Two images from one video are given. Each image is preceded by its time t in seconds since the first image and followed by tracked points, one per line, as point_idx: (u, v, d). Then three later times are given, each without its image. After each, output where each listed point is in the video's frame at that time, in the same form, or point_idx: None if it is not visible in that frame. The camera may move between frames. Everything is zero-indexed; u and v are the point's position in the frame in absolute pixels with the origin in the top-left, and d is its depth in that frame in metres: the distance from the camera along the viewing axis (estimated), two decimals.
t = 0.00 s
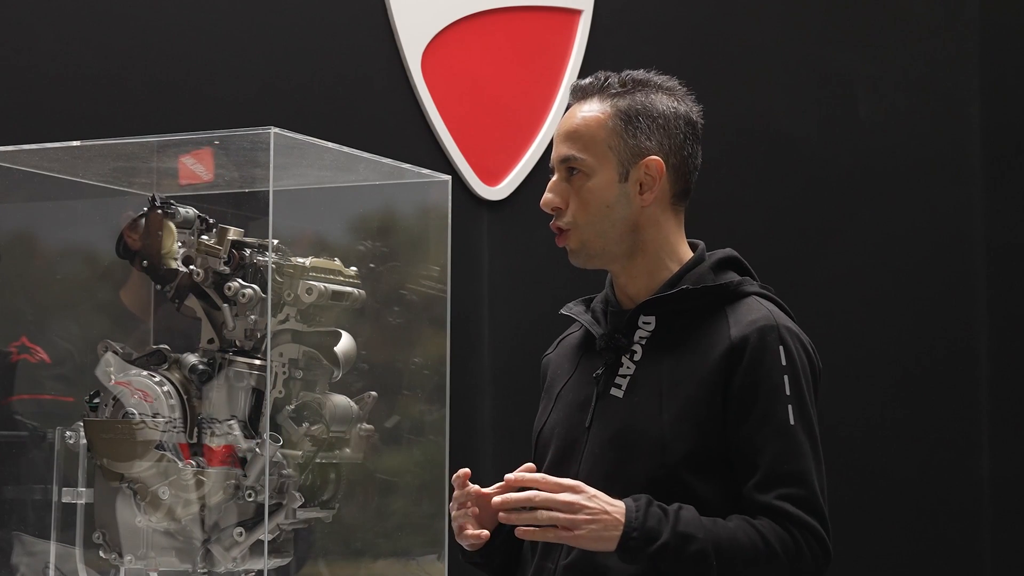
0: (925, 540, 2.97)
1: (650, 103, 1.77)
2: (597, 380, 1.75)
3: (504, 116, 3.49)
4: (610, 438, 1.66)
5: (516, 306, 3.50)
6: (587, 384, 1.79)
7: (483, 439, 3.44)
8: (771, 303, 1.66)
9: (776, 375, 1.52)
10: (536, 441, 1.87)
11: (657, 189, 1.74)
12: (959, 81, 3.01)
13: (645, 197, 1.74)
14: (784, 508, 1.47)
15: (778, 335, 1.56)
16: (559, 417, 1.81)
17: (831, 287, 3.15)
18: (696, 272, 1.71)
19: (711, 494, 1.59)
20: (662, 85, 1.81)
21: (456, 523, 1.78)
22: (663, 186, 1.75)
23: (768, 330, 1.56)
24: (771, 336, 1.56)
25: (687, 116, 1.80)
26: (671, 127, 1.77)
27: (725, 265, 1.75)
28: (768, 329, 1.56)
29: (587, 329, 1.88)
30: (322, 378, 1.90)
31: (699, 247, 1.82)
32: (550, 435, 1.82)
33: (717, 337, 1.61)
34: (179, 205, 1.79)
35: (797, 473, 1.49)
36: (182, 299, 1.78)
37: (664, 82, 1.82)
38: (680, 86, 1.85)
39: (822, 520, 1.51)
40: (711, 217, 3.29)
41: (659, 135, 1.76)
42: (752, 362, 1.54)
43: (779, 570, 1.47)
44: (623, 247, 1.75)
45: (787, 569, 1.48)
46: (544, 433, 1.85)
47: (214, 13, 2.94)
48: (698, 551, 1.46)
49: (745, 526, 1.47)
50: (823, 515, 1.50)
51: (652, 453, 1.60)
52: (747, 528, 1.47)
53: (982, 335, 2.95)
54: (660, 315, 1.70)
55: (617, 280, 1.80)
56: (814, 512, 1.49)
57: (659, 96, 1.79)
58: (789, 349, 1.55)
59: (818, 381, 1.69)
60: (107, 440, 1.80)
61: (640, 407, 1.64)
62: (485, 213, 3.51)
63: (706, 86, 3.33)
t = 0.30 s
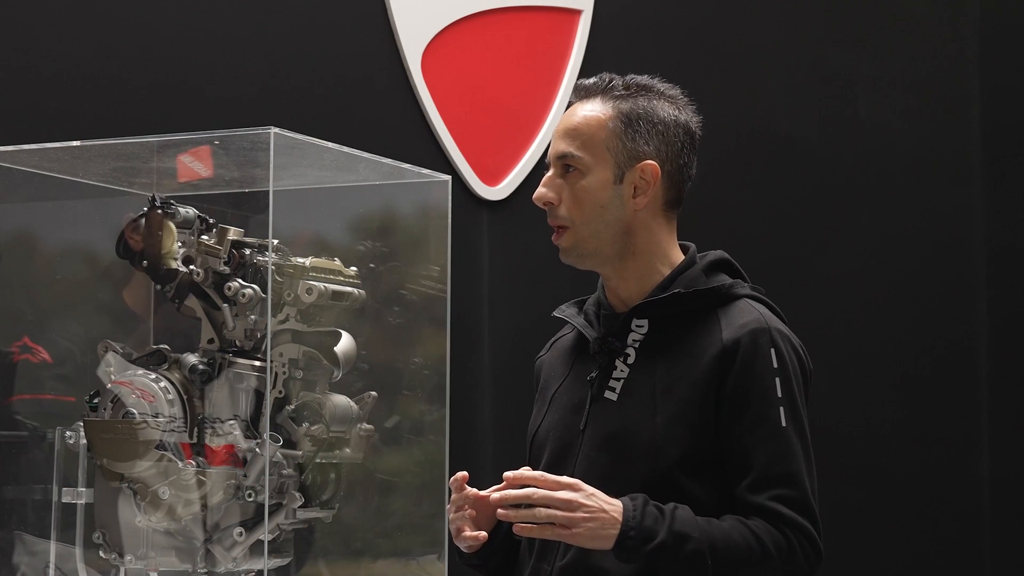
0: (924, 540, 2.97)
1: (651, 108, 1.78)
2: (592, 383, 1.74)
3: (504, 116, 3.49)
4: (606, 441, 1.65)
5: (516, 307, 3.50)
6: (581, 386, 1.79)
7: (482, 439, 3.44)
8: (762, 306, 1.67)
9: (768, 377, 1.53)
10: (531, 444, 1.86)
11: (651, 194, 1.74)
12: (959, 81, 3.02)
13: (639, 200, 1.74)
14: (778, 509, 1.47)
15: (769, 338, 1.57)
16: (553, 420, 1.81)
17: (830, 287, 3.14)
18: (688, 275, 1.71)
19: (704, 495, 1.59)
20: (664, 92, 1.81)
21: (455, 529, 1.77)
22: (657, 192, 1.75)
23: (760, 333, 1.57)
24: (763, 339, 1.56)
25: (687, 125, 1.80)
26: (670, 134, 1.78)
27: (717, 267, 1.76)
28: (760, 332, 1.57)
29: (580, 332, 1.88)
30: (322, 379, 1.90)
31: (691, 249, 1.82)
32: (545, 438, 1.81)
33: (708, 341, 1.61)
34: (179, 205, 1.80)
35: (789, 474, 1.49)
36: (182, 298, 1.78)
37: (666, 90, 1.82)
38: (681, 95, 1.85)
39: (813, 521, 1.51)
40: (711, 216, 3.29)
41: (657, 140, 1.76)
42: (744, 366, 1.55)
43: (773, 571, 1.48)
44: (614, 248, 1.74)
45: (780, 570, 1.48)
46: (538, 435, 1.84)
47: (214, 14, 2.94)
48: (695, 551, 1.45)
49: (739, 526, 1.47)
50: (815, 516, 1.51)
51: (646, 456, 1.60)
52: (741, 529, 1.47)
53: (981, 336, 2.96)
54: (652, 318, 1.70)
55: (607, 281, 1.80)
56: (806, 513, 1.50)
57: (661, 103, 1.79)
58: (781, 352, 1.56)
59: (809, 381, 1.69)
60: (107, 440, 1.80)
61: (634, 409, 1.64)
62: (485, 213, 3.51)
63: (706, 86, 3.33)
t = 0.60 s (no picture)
0: (924, 541, 2.97)
1: (650, 112, 1.78)
2: (589, 384, 1.74)
3: (504, 116, 3.49)
4: (603, 442, 1.66)
5: (516, 307, 3.50)
6: (578, 387, 1.79)
7: (482, 439, 3.44)
8: (759, 307, 1.67)
9: (765, 378, 1.53)
10: (528, 446, 1.86)
11: (650, 197, 1.75)
12: (959, 82, 3.02)
13: (638, 203, 1.74)
14: (775, 510, 1.47)
15: (766, 339, 1.56)
16: (551, 421, 1.80)
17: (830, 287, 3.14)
18: (684, 277, 1.71)
19: (702, 496, 1.59)
20: (663, 97, 1.82)
21: (455, 531, 1.77)
22: (655, 195, 1.76)
23: (757, 334, 1.57)
24: (759, 340, 1.56)
25: (683, 130, 1.82)
26: (668, 138, 1.79)
27: (713, 269, 1.76)
28: (756, 334, 1.57)
29: (577, 333, 1.88)
30: (322, 379, 1.90)
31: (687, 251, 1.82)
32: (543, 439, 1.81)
33: (705, 342, 1.61)
34: (179, 205, 1.80)
35: (787, 475, 1.49)
36: (182, 298, 1.78)
37: (664, 94, 1.83)
38: (678, 99, 1.86)
39: (810, 521, 1.51)
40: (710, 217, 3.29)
41: (657, 144, 1.77)
42: (741, 367, 1.54)
43: (771, 571, 1.48)
44: (612, 251, 1.74)
45: (778, 570, 1.48)
46: (536, 437, 1.84)
47: (215, 13, 2.94)
48: (694, 550, 1.45)
49: (737, 526, 1.47)
50: (812, 517, 1.51)
51: (644, 456, 1.60)
52: (740, 529, 1.47)
53: (981, 337, 2.96)
54: (649, 320, 1.70)
55: (603, 283, 1.80)
56: (803, 514, 1.50)
57: (659, 107, 1.80)
58: (777, 353, 1.56)
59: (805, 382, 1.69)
60: (106, 440, 1.80)
61: (631, 411, 1.64)
62: (485, 213, 3.51)
63: (706, 87, 3.33)
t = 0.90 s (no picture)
0: (925, 541, 2.97)
1: (651, 113, 1.79)
2: (588, 384, 1.74)
3: (504, 116, 3.48)
4: (604, 441, 1.65)
5: (516, 307, 3.50)
6: (577, 387, 1.79)
7: (482, 439, 3.44)
8: (757, 305, 1.67)
9: (765, 376, 1.53)
10: (529, 446, 1.86)
11: (649, 197, 1.75)
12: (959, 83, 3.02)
13: (637, 203, 1.74)
14: (777, 506, 1.47)
15: (766, 336, 1.56)
16: (551, 422, 1.80)
17: (830, 287, 3.14)
18: (683, 276, 1.71)
19: (703, 495, 1.59)
20: (663, 97, 1.82)
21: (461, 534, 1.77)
22: (654, 196, 1.76)
23: (757, 332, 1.57)
24: (759, 338, 1.56)
25: (682, 132, 1.82)
26: (668, 139, 1.79)
27: (711, 268, 1.76)
28: (756, 331, 1.57)
29: (576, 334, 1.88)
30: (322, 379, 1.90)
31: (684, 251, 1.82)
32: (543, 440, 1.81)
33: (705, 340, 1.61)
34: (179, 205, 1.80)
35: (788, 472, 1.49)
36: (182, 298, 1.78)
37: (664, 95, 1.83)
38: (678, 101, 1.87)
39: (812, 518, 1.51)
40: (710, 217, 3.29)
41: (657, 145, 1.77)
42: (741, 365, 1.54)
43: (774, 570, 1.47)
44: (611, 250, 1.74)
45: (781, 568, 1.48)
46: (536, 437, 1.84)
47: (215, 14, 2.94)
48: (697, 548, 1.46)
49: (740, 524, 1.47)
50: (813, 515, 1.51)
51: (645, 456, 1.60)
52: (742, 526, 1.47)
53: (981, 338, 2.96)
54: (648, 319, 1.70)
55: (602, 283, 1.80)
56: (805, 512, 1.50)
57: (659, 107, 1.80)
58: (777, 351, 1.56)
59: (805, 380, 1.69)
60: (106, 440, 1.80)
61: (632, 410, 1.64)
62: (485, 213, 3.51)
63: (706, 87, 3.33)
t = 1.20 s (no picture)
0: (925, 541, 2.97)
1: (669, 117, 1.80)
2: (584, 384, 1.74)
3: (504, 116, 3.48)
4: (603, 440, 1.65)
5: (516, 307, 3.50)
6: (574, 387, 1.79)
7: (482, 439, 3.45)
8: (752, 298, 1.67)
9: (761, 369, 1.53)
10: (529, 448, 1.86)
11: (652, 197, 1.75)
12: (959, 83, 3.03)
13: (639, 201, 1.74)
14: (774, 503, 1.47)
15: (760, 329, 1.57)
16: (551, 422, 1.80)
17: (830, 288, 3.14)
18: (677, 272, 1.71)
19: (704, 493, 1.59)
20: (682, 104, 1.83)
21: (475, 554, 1.71)
22: (657, 197, 1.76)
23: (751, 324, 1.57)
24: (753, 330, 1.56)
25: (695, 144, 1.83)
26: (680, 145, 1.80)
27: (704, 263, 1.77)
28: (750, 324, 1.57)
29: (572, 335, 1.88)
30: (322, 379, 1.90)
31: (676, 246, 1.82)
32: (543, 441, 1.81)
33: (700, 335, 1.61)
34: (179, 205, 1.80)
35: (785, 466, 1.49)
36: (182, 298, 1.78)
37: (684, 104, 1.85)
38: (695, 112, 1.88)
39: (813, 512, 1.50)
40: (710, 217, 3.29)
41: (668, 148, 1.78)
42: (737, 360, 1.55)
43: (774, 569, 1.47)
44: (606, 242, 1.74)
45: (781, 566, 1.48)
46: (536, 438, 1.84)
47: (215, 14, 2.94)
48: (690, 558, 1.46)
49: (734, 527, 1.48)
50: (816, 509, 1.50)
51: (645, 454, 1.60)
52: (737, 530, 1.47)
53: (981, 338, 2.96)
54: (642, 316, 1.70)
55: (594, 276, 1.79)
56: (806, 506, 1.49)
57: (678, 114, 1.82)
58: (772, 344, 1.56)
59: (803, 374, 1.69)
60: (106, 440, 1.80)
61: (628, 408, 1.64)
62: (485, 213, 3.51)
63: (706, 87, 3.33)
